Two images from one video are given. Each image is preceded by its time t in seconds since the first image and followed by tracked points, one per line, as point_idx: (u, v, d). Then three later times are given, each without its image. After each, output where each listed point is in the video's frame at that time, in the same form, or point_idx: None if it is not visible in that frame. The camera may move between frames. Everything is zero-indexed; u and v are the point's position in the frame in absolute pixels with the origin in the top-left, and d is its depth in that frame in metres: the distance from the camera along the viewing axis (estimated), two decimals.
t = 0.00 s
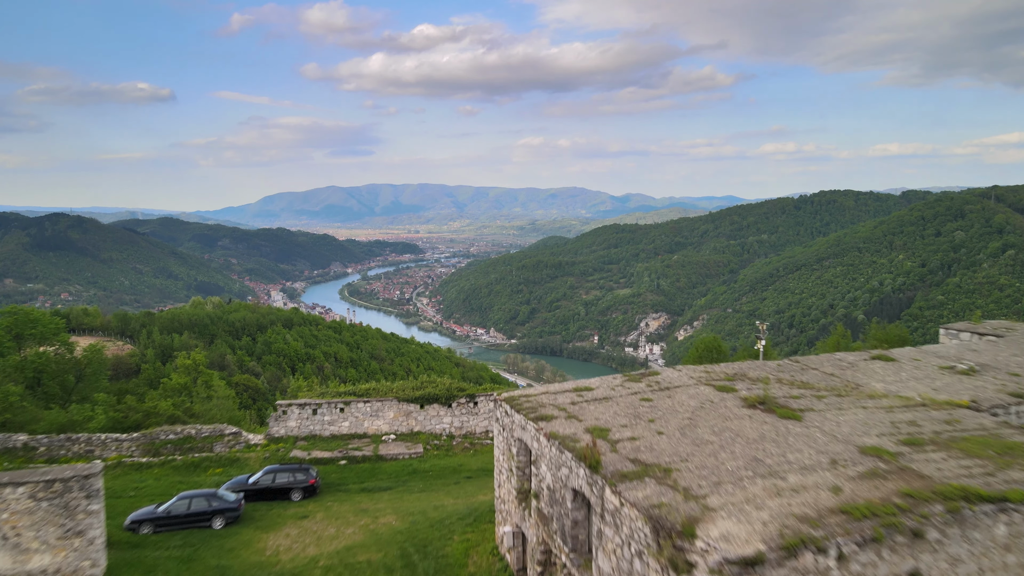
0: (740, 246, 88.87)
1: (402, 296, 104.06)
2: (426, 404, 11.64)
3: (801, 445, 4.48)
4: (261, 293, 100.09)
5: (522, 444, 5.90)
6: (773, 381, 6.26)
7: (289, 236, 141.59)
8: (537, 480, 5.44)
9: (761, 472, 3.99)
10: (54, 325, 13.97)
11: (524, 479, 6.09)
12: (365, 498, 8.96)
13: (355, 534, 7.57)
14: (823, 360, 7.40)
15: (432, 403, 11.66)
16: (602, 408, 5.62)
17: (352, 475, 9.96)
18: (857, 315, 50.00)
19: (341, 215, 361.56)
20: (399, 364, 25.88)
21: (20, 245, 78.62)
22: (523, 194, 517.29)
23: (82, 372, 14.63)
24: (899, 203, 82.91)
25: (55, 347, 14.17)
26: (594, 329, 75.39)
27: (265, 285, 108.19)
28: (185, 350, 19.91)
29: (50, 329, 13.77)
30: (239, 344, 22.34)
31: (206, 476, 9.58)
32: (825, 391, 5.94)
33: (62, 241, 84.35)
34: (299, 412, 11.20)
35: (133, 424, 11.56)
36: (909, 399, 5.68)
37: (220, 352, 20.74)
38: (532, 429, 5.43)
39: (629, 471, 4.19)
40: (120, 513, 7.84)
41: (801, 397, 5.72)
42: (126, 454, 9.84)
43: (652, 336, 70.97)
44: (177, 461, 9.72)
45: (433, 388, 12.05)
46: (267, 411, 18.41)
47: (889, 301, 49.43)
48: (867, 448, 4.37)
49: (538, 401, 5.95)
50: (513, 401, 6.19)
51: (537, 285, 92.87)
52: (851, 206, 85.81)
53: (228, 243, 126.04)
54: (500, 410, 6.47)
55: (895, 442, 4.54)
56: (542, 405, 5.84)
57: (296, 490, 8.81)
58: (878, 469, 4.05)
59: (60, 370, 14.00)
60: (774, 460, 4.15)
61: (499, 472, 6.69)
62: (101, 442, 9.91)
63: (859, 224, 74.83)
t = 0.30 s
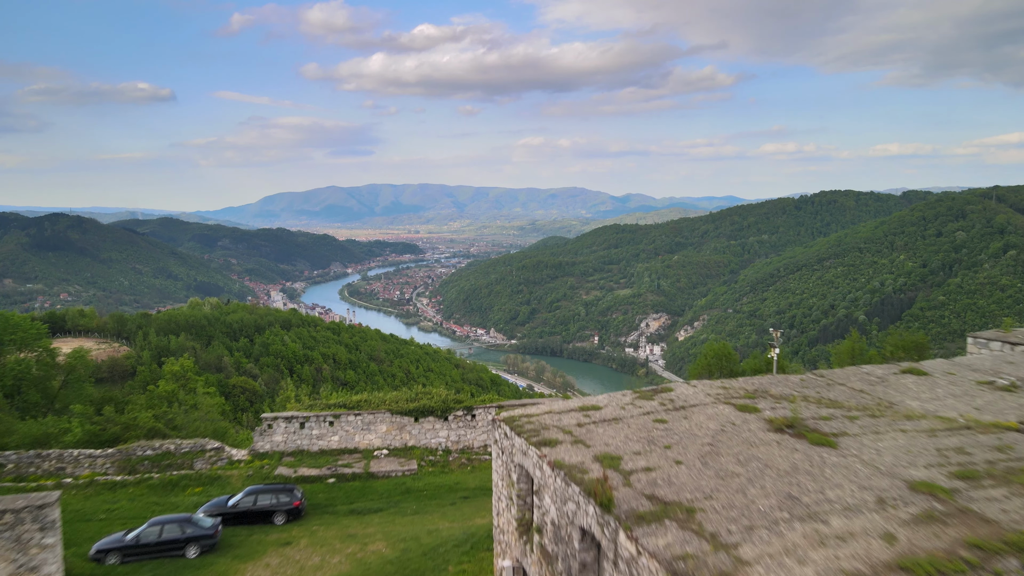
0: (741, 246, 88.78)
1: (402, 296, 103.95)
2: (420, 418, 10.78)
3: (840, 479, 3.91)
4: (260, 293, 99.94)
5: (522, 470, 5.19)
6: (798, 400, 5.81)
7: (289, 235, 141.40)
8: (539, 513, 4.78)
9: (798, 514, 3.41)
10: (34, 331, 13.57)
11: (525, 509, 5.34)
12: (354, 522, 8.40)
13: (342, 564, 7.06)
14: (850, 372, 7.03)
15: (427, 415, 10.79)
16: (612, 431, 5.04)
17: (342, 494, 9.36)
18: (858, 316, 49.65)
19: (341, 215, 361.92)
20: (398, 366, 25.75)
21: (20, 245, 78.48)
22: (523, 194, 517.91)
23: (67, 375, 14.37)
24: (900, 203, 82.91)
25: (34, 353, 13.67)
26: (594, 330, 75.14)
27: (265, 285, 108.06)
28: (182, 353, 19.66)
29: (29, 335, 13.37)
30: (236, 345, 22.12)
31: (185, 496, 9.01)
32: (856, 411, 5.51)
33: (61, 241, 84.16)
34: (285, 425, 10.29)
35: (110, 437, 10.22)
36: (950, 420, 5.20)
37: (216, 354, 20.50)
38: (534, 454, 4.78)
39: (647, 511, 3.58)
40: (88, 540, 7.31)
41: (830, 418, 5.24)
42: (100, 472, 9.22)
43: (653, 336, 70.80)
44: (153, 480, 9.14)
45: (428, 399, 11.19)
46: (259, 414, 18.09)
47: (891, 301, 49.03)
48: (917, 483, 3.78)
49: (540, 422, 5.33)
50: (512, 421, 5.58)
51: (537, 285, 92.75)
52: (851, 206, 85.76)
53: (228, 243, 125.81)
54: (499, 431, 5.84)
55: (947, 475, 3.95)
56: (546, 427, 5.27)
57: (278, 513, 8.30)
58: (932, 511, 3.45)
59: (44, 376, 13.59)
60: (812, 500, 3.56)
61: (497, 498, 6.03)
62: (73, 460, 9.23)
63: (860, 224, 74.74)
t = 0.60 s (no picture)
0: (741, 246, 88.63)
1: (402, 297, 103.85)
2: (414, 431, 9.77)
3: (890, 523, 3.55)
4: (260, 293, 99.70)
5: (522, 503, 4.91)
6: (830, 424, 5.57)
7: (289, 235, 141.24)
8: (543, 553, 4.43)
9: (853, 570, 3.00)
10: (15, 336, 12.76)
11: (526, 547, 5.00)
12: (339, 549, 7.39)
13: None
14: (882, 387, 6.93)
15: (421, 429, 9.78)
16: (624, 462, 4.76)
17: (327, 518, 8.32)
18: (859, 316, 49.32)
19: (342, 215, 362.31)
20: (397, 368, 25.64)
21: (20, 245, 78.43)
22: (523, 195, 518.44)
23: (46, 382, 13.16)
24: (900, 203, 82.76)
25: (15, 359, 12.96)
26: (594, 330, 74.91)
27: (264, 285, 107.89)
28: (177, 356, 19.40)
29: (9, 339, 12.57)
30: (234, 347, 21.90)
31: (159, 519, 8.15)
32: (894, 435, 5.27)
33: (61, 241, 84.05)
34: (270, 441, 9.45)
35: (84, 453, 9.83)
36: (1002, 447, 4.91)
37: (213, 355, 20.24)
38: (536, 488, 4.47)
39: (671, 565, 3.19)
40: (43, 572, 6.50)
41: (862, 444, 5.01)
42: (70, 491, 8.53)
43: (653, 337, 70.59)
44: (126, 501, 8.38)
45: (423, 411, 10.20)
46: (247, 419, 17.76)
47: (892, 301, 48.86)
48: (982, 530, 3.38)
49: (544, 450, 5.07)
50: (511, 446, 5.34)
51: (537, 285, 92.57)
52: (852, 206, 85.65)
53: (228, 243, 125.69)
54: (497, 457, 5.57)
55: (1014, 518, 3.57)
56: (550, 454, 5.03)
57: (258, 541, 7.25)
58: (1008, 567, 3.03)
59: (24, 384, 12.81)
60: (862, 551, 3.18)
61: (495, 532, 5.68)
62: (41, 479, 8.58)
63: (860, 225, 74.58)
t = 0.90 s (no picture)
0: (742, 246, 88.45)
1: (402, 296, 103.70)
2: (407, 447, 9.27)
3: None
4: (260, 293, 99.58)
5: (523, 541, 4.66)
6: (866, 449, 5.45)
7: (288, 235, 141.02)
8: None
9: None
10: None
11: None
12: None
13: None
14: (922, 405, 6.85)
15: (415, 444, 9.27)
16: (639, 499, 4.53)
17: (313, 541, 7.61)
18: (861, 318, 48.75)
19: (342, 215, 362.33)
20: (396, 369, 25.46)
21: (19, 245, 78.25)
22: (523, 195, 518.48)
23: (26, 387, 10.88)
24: (901, 204, 82.53)
25: None
26: (595, 330, 74.73)
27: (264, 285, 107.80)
28: (174, 359, 19.20)
29: None
30: (231, 348, 21.65)
31: (131, 545, 7.16)
32: (943, 461, 5.13)
33: (60, 242, 83.80)
34: (251, 458, 8.95)
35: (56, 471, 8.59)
36: None
37: (209, 357, 20.01)
38: (541, 530, 4.22)
39: None
40: None
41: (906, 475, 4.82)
42: (33, 515, 7.45)
43: (653, 337, 70.46)
44: (95, 525, 7.36)
45: (416, 424, 9.69)
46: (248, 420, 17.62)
47: (893, 302, 48.57)
48: None
49: (549, 483, 4.86)
50: (511, 477, 5.10)
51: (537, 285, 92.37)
52: (853, 207, 85.44)
53: (227, 243, 125.47)
54: (495, 485, 5.34)
55: None
56: (556, 487, 4.81)
57: (234, 572, 6.48)
58: None
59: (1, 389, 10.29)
60: None
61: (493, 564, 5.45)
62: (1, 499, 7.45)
63: (862, 225, 74.35)
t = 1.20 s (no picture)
0: (742, 246, 88.22)
1: (402, 296, 103.48)
2: (399, 465, 8.09)
3: None
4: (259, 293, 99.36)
5: None
6: (908, 489, 5.51)
7: (288, 235, 140.81)
8: None
9: None
10: None
11: None
12: None
13: None
14: (972, 434, 7.45)
15: (407, 463, 8.10)
16: (659, 548, 4.37)
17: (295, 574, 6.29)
18: (862, 318, 48.66)
19: (342, 215, 362.27)
20: (396, 371, 25.26)
21: (18, 245, 78.10)
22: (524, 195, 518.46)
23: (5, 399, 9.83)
24: (902, 204, 82.28)
25: None
26: (595, 330, 74.48)
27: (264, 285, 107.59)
28: (170, 360, 19.00)
29: None
30: (228, 350, 21.37)
31: None
32: (1008, 503, 5.25)
33: (59, 241, 83.58)
34: (232, 478, 7.69)
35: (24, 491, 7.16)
36: None
37: (206, 358, 19.82)
38: None
39: None
40: None
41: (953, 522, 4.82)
42: None
43: (654, 337, 70.27)
44: (59, 553, 6.18)
45: (409, 439, 8.51)
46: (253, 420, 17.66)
47: (894, 302, 48.36)
48: None
49: (558, 524, 4.78)
50: (511, 518, 4.99)
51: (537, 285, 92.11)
52: (853, 207, 85.22)
53: (227, 243, 125.30)
54: (496, 527, 5.17)
55: None
56: (564, 530, 4.70)
57: None
58: None
59: None
60: None
61: None
62: None
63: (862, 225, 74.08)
